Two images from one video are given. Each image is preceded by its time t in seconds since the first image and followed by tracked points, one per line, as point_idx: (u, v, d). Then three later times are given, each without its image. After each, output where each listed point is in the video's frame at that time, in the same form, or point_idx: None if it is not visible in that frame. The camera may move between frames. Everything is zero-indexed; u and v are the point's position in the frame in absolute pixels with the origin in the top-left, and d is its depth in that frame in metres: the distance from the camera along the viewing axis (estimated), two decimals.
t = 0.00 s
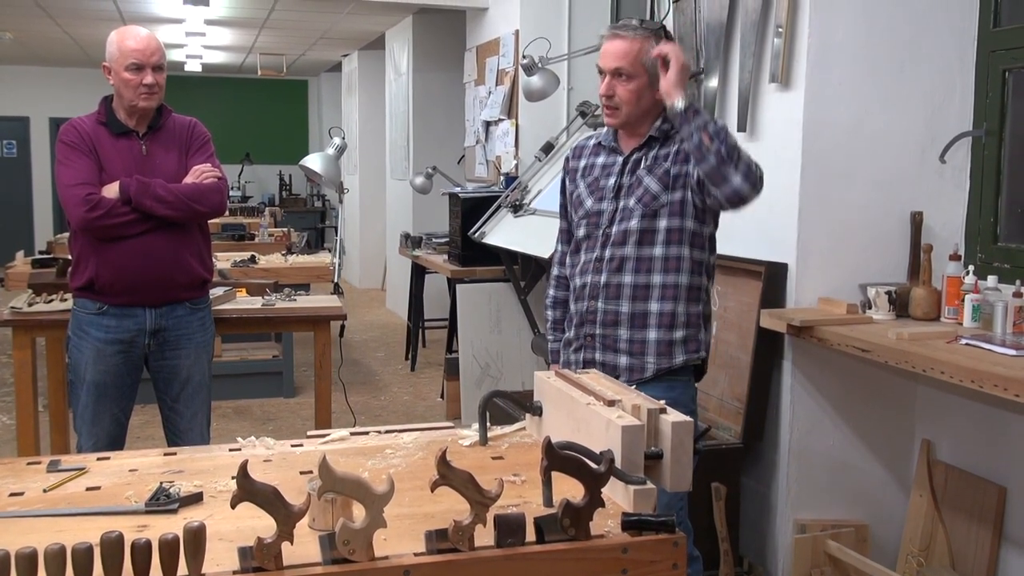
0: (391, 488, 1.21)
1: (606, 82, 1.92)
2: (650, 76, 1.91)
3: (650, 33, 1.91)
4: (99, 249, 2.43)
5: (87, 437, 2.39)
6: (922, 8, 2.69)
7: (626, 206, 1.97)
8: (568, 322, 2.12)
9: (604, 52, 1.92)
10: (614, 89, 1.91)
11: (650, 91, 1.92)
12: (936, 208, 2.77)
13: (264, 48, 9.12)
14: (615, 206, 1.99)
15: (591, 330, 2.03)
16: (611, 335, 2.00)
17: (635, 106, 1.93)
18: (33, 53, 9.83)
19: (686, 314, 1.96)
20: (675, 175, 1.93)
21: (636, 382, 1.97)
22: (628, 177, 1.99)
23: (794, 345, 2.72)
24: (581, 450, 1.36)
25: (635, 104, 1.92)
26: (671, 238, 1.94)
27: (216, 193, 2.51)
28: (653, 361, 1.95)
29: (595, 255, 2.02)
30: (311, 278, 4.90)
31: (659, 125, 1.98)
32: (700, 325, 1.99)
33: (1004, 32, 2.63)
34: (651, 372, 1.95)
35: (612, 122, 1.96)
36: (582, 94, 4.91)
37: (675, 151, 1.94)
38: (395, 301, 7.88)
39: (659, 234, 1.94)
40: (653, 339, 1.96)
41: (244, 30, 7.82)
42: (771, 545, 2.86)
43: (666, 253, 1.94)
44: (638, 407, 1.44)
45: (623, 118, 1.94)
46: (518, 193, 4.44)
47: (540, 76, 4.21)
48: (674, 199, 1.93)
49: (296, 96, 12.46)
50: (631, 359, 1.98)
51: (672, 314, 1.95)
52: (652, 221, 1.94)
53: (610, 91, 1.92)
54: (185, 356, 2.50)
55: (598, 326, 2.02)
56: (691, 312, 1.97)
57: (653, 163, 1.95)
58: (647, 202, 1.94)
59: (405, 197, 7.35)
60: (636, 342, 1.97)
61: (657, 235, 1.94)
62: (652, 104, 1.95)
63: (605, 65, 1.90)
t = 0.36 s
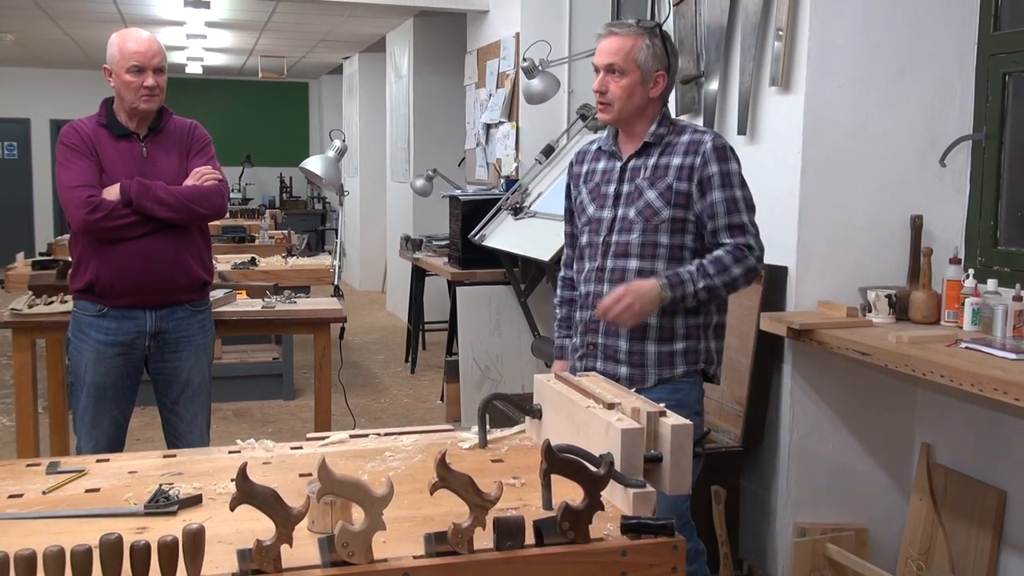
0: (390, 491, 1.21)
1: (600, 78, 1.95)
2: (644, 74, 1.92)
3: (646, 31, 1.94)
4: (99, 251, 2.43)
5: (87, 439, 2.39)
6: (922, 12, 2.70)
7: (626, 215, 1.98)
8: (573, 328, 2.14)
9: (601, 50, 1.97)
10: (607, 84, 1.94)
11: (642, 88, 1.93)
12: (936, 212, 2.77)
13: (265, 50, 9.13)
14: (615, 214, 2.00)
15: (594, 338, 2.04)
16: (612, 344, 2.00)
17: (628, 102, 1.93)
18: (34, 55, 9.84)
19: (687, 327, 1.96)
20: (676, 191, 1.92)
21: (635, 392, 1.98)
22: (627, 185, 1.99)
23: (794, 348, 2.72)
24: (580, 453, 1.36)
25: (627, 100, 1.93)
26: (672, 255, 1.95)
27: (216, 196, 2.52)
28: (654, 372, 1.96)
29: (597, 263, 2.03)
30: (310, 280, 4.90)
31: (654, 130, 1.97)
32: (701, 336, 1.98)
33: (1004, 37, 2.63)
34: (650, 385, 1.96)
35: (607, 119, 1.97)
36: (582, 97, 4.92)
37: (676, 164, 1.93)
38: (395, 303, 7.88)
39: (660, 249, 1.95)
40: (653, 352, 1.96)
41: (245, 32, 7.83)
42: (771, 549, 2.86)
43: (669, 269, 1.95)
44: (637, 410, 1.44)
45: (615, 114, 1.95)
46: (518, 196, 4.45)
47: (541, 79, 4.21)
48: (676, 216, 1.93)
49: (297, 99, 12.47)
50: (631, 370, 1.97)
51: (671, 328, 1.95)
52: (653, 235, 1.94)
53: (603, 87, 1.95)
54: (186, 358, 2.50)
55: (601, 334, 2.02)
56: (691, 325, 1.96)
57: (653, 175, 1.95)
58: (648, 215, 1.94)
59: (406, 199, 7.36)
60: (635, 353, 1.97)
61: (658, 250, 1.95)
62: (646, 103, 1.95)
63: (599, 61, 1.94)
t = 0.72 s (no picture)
0: (389, 492, 1.21)
1: (624, 78, 1.94)
2: (668, 73, 1.92)
3: (669, 31, 1.94)
4: (99, 252, 2.43)
5: (86, 441, 2.39)
6: (921, 14, 2.70)
7: (649, 219, 1.98)
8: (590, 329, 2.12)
9: (623, 50, 1.96)
10: (630, 84, 1.94)
11: (665, 88, 1.93)
12: (935, 213, 2.77)
13: (265, 52, 9.14)
14: (637, 217, 2.00)
15: (615, 342, 2.03)
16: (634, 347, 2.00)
17: (652, 102, 1.93)
18: (34, 57, 9.85)
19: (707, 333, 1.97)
20: (700, 198, 1.93)
21: (654, 396, 1.98)
22: (650, 189, 1.99)
23: (794, 349, 2.72)
24: (579, 455, 1.36)
25: (651, 99, 1.93)
26: (694, 261, 1.96)
27: (216, 198, 2.52)
28: (675, 377, 1.97)
29: (618, 266, 2.03)
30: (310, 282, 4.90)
31: (677, 134, 1.97)
32: (721, 341, 2.00)
33: (1004, 38, 2.63)
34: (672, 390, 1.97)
35: (629, 120, 1.96)
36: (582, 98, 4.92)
37: (699, 170, 1.94)
38: (395, 305, 7.88)
39: (683, 255, 1.96)
40: (675, 357, 1.96)
41: (245, 34, 7.83)
42: (771, 551, 2.86)
43: (691, 275, 1.97)
44: (636, 411, 1.44)
45: (639, 114, 1.94)
46: (518, 198, 4.45)
47: (541, 80, 4.21)
48: (699, 222, 1.94)
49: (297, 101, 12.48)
50: (652, 374, 1.98)
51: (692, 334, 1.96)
52: (676, 241, 1.95)
53: (627, 86, 1.94)
54: (185, 359, 2.50)
55: (622, 337, 2.02)
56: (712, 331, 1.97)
57: (677, 181, 1.95)
58: (671, 220, 1.95)
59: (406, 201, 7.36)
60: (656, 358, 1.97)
61: (681, 256, 1.96)
62: (669, 102, 1.95)
63: (622, 61, 1.94)
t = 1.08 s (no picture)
0: (388, 494, 1.21)
1: (656, 82, 1.90)
2: (698, 73, 1.90)
3: (694, 30, 1.90)
4: (98, 254, 2.43)
5: (85, 442, 2.39)
6: (921, 16, 2.70)
7: (668, 219, 1.98)
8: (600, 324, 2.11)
9: (648, 53, 1.90)
10: (664, 90, 1.90)
11: (697, 90, 1.91)
12: (934, 214, 2.77)
13: (264, 53, 9.13)
14: (656, 216, 2.00)
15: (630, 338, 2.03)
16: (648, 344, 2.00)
17: (687, 105, 1.91)
18: (32, 58, 9.85)
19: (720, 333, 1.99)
20: (720, 200, 1.94)
21: (667, 394, 2.00)
22: (670, 189, 1.99)
23: (794, 351, 2.72)
24: (578, 456, 1.35)
25: (686, 102, 1.91)
26: (711, 262, 1.98)
27: (216, 199, 2.52)
28: (689, 375, 1.99)
29: (635, 264, 2.03)
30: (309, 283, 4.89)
31: (699, 134, 1.97)
32: (734, 341, 2.02)
33: (1004, 40, 2.63)
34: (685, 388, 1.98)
35: (663, 124, 1.94)
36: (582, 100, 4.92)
37: (719, 172, 1.95)
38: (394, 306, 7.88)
39: (700, 256, 1.97)
40: (689, 356, 1.98)
41: (244, 35, 7.83)
42: (770, 552, 2.86)
43: (707, 276, 1.98)
44: (636, 413, 1.44)
45: (675, 119, 1.92)
46: (518, 199, 4.45)
47: (540, 82, 4.21)
48: (717, 224, 1.96)
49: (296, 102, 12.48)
50: (667, 371, 1.99)
51: (706, 333, 1.98)
52: (694, 242, 1.96)
53: (661, 91, 1.90)
54: (184, 361, 2.49)
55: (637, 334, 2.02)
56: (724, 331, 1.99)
57: (698, 182, 1.96)
58: (690, 221, 1.96)
59: (405, 202, 7.36)
60: (672, 357, 1.98)
61: (698, 256, 1.97)
62: (699, 102, 1.94)
63: (654, 67, 1.88)
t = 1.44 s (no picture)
0: (388, 494, 1.21)
1: (637, 86, 1.89)
2: (676, 78, 1.91)
3: (671, 36, 1.91)
4: (98, 254, 2.42)
5: (84, 443, 2.39)
6: (921, 16, 2.70)
7: (644, 219, 1.98)
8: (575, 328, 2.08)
9: (629, 56, 1.90)
10: (645, 93, 1.90)
11: (676, 95, 1.92)
12: (934, 215, 2.77)
13: (264, 54, 9.13)
14: (632, 217, 1.99)
15: (607, 338, 2.01)
16: (626, 344, 1.99)
17: (664, 109, 1.92)
18: (32, 58, 9.85)
19: (698, 331, 1.98)
20: (695, 197, 1.95)
21: (646, 393, 1.99)
22: (644, 190, 1.98)
23: (793, 352, 2.72)
24: (578, 457, 1.35)
25: (663, 106, 1.91)
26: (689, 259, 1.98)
27: (215, 199, 2.52)
28: (667, 374, 1.98)
29: (612, 265, 2.01)
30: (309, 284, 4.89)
31: (671, 136, 1.97)
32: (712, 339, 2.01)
33: (1003, 41, 2.64)
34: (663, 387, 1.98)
35: (640, 127, 1.93)
36: (582, 101, 4.91)
37: (694, 171, 1.95)
38: (394, 307, 7.87)
39: (678, 253, 1.97)
40: (667, 354, 1.97)
41: (245, 36, 7.83)
42: (769, 553, 2.86)
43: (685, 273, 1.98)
44: (636, 414, 1.44)
45: (653, 122, 1.92)
46: (518, 199, 4.45)
47: (540, 83, 4.21)
48: (695, 220, 1.96)
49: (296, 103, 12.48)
50: (644, 370, 1.99)
51: (686, 330, 1.97)
52: (672, 239, 1.96)
53: (642, 94, 1.89)
54: (184, 361, 2.49)
55: (615, 334, 2.00)
56: (703, 328, 1.99)
57: (673, 180, 1.96)
58: (668, 219, 1.96)
59: (405, 203, 7.35)
60: (650, 356, 1.98)
61: (676, 253, 1.97)
62: (673, 107, 1.95)
63: (635, 70, 1.88)
